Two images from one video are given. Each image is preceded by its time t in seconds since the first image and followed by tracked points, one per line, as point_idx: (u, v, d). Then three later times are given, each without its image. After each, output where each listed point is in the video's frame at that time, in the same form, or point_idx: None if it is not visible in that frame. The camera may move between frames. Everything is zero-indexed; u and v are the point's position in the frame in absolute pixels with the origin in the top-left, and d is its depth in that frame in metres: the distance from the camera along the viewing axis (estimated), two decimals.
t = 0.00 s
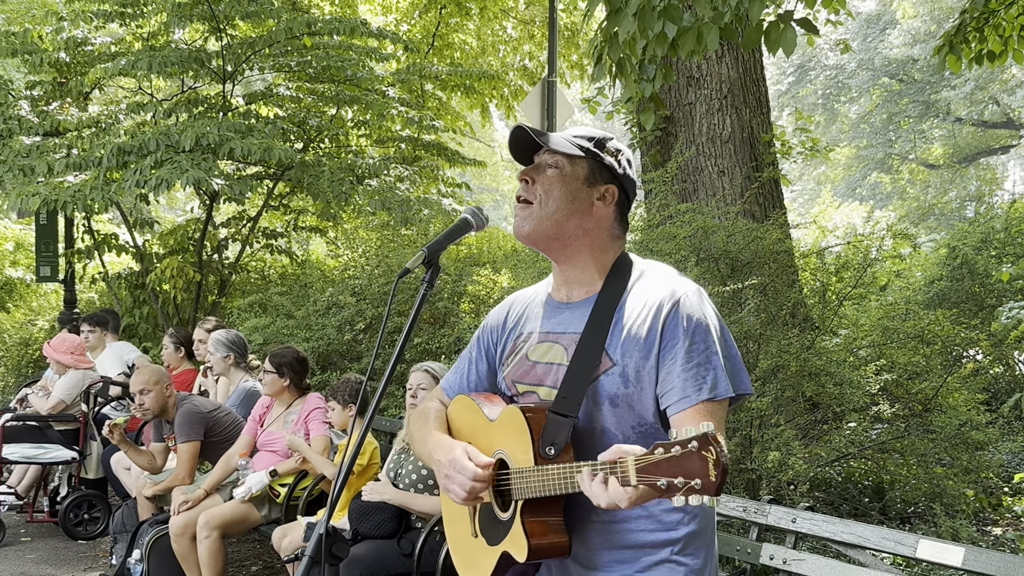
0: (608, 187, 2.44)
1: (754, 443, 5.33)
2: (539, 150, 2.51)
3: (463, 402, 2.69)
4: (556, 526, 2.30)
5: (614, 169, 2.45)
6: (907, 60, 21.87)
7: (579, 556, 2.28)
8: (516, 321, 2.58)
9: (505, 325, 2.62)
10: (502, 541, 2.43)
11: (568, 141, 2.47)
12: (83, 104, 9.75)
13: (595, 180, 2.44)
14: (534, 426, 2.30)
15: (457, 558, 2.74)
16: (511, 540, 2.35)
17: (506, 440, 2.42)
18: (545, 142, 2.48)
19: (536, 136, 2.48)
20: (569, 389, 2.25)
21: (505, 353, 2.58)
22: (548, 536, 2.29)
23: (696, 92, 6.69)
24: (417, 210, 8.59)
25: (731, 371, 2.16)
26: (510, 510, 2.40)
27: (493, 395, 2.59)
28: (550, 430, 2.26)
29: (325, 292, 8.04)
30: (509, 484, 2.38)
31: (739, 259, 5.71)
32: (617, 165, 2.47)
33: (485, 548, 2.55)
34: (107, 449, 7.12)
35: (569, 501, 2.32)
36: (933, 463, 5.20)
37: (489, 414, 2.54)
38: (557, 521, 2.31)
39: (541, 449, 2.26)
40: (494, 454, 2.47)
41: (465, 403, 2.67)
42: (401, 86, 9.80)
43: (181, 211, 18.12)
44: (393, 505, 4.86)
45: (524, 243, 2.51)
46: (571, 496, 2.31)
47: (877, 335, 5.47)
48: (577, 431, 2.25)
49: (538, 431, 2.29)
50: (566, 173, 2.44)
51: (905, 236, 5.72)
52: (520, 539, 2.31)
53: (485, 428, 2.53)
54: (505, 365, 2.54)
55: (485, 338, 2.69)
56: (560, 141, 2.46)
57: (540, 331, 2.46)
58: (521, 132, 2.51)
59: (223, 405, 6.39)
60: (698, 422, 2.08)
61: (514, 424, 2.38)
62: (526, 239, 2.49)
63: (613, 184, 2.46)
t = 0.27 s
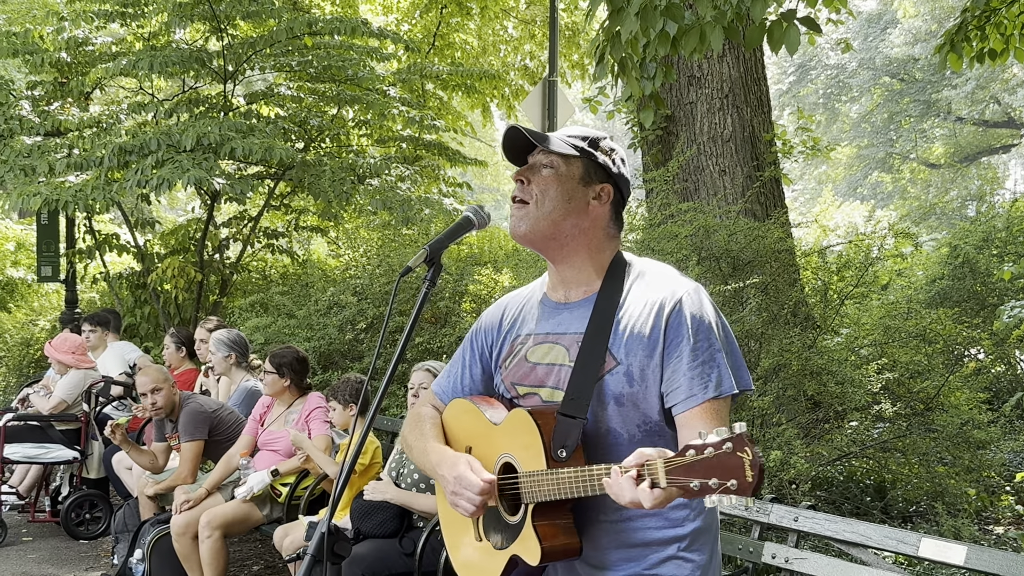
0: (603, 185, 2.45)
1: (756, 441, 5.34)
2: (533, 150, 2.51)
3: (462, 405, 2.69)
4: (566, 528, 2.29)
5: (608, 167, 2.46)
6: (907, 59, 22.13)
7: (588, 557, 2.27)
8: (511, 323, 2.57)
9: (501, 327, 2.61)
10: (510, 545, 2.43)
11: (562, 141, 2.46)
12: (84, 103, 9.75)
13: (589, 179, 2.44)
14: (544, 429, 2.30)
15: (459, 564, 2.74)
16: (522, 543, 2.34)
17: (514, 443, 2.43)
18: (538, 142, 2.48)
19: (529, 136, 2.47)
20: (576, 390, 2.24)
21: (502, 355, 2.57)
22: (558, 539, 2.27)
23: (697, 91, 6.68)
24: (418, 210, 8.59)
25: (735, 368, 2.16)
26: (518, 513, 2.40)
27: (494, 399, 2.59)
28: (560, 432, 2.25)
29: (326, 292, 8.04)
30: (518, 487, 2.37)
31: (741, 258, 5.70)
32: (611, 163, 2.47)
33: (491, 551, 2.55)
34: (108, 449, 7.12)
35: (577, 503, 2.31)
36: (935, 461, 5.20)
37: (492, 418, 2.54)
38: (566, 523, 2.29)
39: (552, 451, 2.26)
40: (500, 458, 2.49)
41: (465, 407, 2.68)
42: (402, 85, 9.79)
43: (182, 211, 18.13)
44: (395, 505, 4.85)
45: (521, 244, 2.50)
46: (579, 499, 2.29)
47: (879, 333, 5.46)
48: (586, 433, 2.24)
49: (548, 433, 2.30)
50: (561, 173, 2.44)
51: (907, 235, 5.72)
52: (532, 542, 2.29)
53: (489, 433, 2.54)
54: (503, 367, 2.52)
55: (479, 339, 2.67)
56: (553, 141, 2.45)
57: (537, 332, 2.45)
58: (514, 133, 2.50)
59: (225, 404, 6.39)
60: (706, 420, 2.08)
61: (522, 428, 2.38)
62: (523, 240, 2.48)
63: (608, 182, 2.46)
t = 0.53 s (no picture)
0: (600, 184, 2.45)
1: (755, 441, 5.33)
2: (530, 150, 2.51)
3: (459, 404, 2.68)
4: (567, 523, 2.26)
5: (605, 166, 2.46)
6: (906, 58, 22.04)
7: (587, 556, 2.26)
8: (508, 323, 2.57)
9: (499, 326, 2.61)
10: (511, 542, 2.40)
11: (559, 141, 2.46)
12: (83, 103, 9.75)
13: (587, 177, 2.44)
14: (547, 421, 2.29)
15: (455, 564, 2.71)
16: (524, 539, 2.31)
17: (515, 438, 2.41)
18: (535, 142, 2.48)
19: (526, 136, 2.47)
20: (578, 384, 2.24)
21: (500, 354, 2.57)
22: (561, 533, 2.25)
23: (696, 90, 6.68)
24: (417, 209, 8.59)
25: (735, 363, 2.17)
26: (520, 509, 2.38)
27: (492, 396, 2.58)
28: (563, 425, 2.24)
29: (325, 291, 8.04)
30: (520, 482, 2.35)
31: (740, 257, 5.69)
32: (608, 162, 2.47)
33: (490, 549, 2.52)
34: (107, 449, 7.12)
35: (578, 497, 2.28)
36: (934, 460, 5.21)
37: (492, 415, 2.53)
38: (567, 517, 2.27)
39: (556, 444, 2.24)
40: (501, 454, 2.48)
41: (462, 406, 2.67)
42: (401, 85, 9.81)
43: (182, 210, 18.13)
44: (394, 504, 4.84)
45: (518, 243, 2.50)
46: (581, 492, 2.27)
47: (878, 333, 5.46)
48: (589, 427, 2.24)
49: (552, 426, 2.28)
50: (559, 172, 2.44)
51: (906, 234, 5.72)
52: (535, 537, 2.27)
53: (488, 429, 2.53)
54: (502, 365, 2.52)
55: (476, 341, 2.69)
56: (551, 140, 2.45)
57: (535, 330, 2.45)
58: (511, 132, 2.50)
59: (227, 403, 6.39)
60: (708, 413, 2.08)
61: (525, 424, 2.36)
62: (521, 239, 2.48)
63: (605, 181, 2.46)
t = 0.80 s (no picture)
0: (590, 184, 2.44)
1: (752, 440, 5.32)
2: (522, 152, 2.51)
3: (454, 408, 2.69)
4: (559, 521, 2.27)
5: (596, 167, 2.45)
6: (904, 57, 22.23)
7: (579, 554, 2.26)
8: (502, 325, 2.57)
9: (492, 328, 2.61)
10: (503, 542, 2.40)
11: (549, 142, 2.46)
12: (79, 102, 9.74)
13: (577, 178, 2.44)
14: (534, 420, 2.30)
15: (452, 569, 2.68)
16: (514, 538, 2.32)
17: (504, 438, 2.42)
18: (525, 144, 2.48)
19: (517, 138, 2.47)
20: (566, 382, 2.24)
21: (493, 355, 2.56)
22: (552, 531, 2.25)
23: (693, 89, 6.68)
24: (414, 208, 8.59)
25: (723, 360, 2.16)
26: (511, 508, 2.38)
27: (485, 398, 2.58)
28: (550, 423, 2.25)
29: (322, 290, 8.04)
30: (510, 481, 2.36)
31: (737, 256, 5.68)
32: (598, 163, 2.47)
33: (484, 551, 2.51)
34: (104, 448, 7.11)
35: (569, 495, 2.30)
36: (931, 459, 5.21)
37: (483, 416, 2.54)
38: (557, 515, 2.28)
39: (543, 442, 2.26)
40: (491, 454, 2.48)
41: (457, 409, 2.67)
42: (398, 83, 9.81)
43: (179, 209, 18.14)
44: (390, 503, 4.83)
45: (509, 244, 2.50)
46: (571, 490, 2.28)
47: (875, 331, 5.45)
48: (576, 425, 2.24)
49: (538, 425, 2.29)
50: (549, 173, 2.44)
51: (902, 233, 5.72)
52: (525, 536, 2.27)
53: (480, 430, 2.54)
54: (495, 367, 2.52)
55: (470, 344, 2.68)
56: (541, 141, 2.45)
57: (527, 331, 2.44)
58: (501, 135, 2.51)
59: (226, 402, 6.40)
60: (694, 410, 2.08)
61: (513, 423, 2.38)
62: (512, 240, 2.48)
63: (596, 182, 2.45)
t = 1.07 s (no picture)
0: (581, 182, 2.44)
1: (747, 438, 5.31)
2: (513, 150, 2.51)
3: (447, 403, 2.69)
4: (547, 516, 2.28)
5: (587, 164, 2.45)
6: (900, 55, 22.06)
7: (569, 548, 2.26)
8: (495, 321, 2.56)
9: (485, 324, 2.60)
10: (493, 535, 2.40)
11: (540, 141, 2.46)
12: (75, 101, 9.72)
13: (568, 175, 2.43)
14: (522, 415, 2.30)
15: (445, 562, 2.69)
16: (503, 533, 2.32)
17: (494, 432, 2.43)
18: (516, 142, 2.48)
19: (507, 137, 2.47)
20: (556, 376, 2.24)
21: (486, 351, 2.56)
22: (540, 526, 2.26)
23: (689, 87, 6.67)
24: (410, 207, 8.58)
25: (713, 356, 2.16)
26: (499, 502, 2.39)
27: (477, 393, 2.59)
28: (538, 418, 2.26)
29: (318, 289, 8.04)
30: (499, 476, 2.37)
31: (732, 254, 5.65)
32: (589, 160, 2.46)
33: (474, 544, 2.51)
34: (99, 447, 7.11)
35: (558, 491, 2.31)
36: (926, 457, 5.21)
37: (475, 411, 2.54)
38: (546, 510, 2.29)
39: (532, 438, 2.27)
40: (482, 448, 2.49)
41: (450, 404, 2.67)
42: (394, 82, 9.80)
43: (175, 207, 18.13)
44: (387, 501, 4.84)
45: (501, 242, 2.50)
46: (561, 486, 2.29)
47: (871, 330, 5.48)
48: (565, 420, 2.25)
49: (527, 420, 2.29)
50: (539, 171, 2.44)
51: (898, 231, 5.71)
52: (512, 530, 2.29)
53: (471, 424, 2.54)
54: (488, 363, 2.52)
55: (464, 340, 2.68)
56: (532, 139, 2.45)
57: (520, 326, 2.44)
58: (493, 134, 2.51)
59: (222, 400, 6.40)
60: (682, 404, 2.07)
61: (502, 417, 2.39)
62: (504, 238, 2.48)
63: (587, 178, 2.45)
